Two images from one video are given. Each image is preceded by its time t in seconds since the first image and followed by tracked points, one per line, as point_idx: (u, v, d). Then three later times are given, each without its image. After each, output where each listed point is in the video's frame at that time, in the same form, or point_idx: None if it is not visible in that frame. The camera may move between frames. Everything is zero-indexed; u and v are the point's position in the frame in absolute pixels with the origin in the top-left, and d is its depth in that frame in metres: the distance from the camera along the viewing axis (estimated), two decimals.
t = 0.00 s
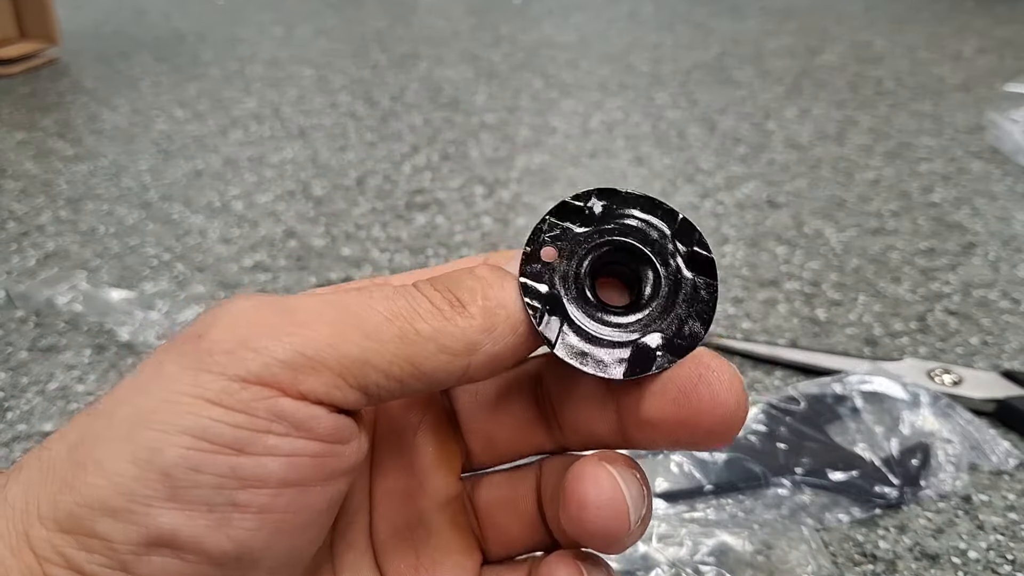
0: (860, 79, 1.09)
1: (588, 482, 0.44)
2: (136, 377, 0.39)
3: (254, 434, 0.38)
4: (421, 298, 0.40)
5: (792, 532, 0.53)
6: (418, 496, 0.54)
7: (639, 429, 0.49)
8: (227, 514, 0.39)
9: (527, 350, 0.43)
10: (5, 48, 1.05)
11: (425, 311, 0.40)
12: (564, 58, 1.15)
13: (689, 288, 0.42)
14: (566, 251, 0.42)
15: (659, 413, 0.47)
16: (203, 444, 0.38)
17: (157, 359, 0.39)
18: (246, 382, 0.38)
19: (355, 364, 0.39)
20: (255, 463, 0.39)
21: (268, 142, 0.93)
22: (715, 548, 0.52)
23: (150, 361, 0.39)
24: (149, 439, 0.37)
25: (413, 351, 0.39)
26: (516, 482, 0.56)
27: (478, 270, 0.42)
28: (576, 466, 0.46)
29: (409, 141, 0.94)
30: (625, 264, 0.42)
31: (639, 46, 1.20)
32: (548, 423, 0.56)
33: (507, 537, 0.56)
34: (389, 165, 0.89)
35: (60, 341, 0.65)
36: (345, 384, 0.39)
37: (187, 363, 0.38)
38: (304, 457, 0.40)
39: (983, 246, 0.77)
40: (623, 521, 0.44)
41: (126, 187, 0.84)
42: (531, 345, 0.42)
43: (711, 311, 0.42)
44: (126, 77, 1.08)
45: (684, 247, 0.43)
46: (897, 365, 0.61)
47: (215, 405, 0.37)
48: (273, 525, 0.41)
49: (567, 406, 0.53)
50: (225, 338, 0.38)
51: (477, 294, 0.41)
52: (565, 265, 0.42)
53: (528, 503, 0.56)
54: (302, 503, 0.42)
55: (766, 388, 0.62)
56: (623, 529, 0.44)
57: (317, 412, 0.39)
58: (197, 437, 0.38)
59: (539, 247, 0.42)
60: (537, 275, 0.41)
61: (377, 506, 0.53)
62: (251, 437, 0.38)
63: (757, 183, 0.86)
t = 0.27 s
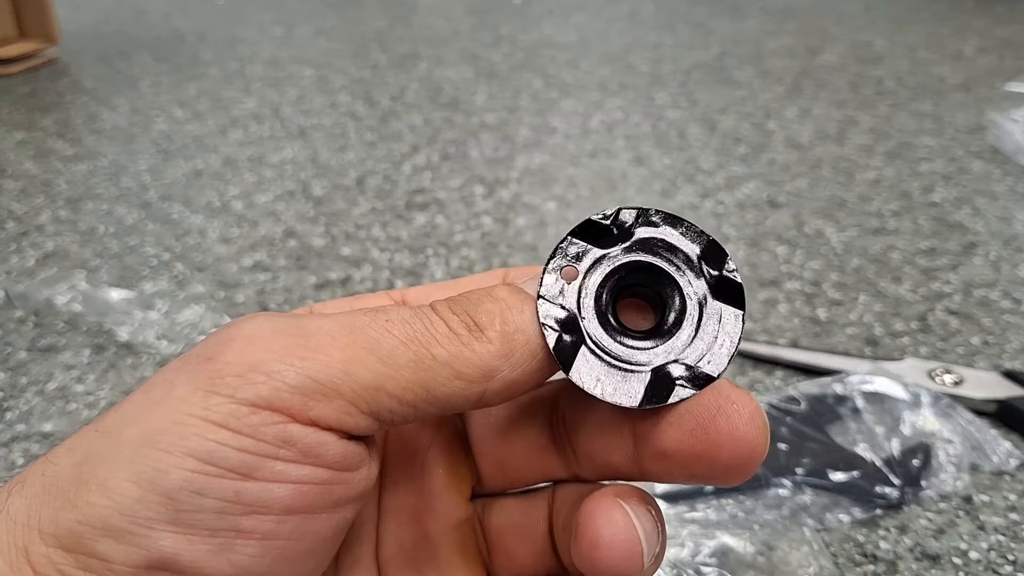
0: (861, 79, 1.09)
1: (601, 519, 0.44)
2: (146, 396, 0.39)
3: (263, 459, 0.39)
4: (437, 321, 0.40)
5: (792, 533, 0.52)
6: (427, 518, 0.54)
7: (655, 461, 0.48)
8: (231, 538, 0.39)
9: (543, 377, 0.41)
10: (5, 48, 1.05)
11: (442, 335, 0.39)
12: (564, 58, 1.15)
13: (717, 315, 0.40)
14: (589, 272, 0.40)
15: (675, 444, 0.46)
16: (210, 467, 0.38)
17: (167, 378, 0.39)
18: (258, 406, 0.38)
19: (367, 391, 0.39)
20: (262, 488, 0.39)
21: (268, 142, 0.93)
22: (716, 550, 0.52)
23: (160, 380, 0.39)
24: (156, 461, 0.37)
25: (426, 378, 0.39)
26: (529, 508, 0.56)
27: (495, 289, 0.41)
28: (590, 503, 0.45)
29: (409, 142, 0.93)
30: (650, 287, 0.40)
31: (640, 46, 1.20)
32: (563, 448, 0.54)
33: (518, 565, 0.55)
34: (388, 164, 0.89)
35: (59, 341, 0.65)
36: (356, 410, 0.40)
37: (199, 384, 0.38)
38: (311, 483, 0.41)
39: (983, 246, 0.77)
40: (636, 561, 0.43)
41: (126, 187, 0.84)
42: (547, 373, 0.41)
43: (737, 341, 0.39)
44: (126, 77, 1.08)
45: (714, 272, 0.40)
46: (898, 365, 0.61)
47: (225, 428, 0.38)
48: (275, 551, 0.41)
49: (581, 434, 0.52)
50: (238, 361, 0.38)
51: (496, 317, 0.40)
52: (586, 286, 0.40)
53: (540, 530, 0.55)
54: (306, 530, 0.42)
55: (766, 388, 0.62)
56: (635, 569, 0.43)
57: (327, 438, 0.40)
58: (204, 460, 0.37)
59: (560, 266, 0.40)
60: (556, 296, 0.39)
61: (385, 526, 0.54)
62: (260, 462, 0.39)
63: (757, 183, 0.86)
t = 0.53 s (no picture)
0: (861, 78, 1.09)
1: (602, 525, 0.44)
2: (146, 397, 0.39)
3: (264, 463, 0.39)
4: (439, 325, 0.40)
5: (791, 533, 0.52)
6: (427, 521, 0.54)
7: (658, 467, 0.49)
8: (231, 541, 0.40)
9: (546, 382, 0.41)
10: (5, 48, 1.05)
11: (444, 339, 0.39)
12: (564, 58, 1.15)
13: (721, 321, 0.39)
14: (592, 277, 0.40)
15: (677, 451, 0.47)
16: (210, 470, 0.38)
17: (167, 381, 0.39)
18: (259, 410, 0.38)
19: (368, 396, 0.39)
20: (262, 492, 0.39)
21: (267, 142, 0.93)
22: (716, 550, 0.52)
23: (161, 382, 0.39)
24: (157, 464, 0.37)
25: (427, 383, 0.39)
26: (530, 512, 0.56)
27: (498, 293, 0.41)
28: (592, 510, 0.45)
29: (409, 142, 0.93)
30: (653, 292, 0.40)
31: (640, 46, 1.20)
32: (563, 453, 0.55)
33: (518, 567, 0.56)
34: (388, 164, 0.89)
35: (59, 341, 0.65)
36: (356, 414, 0.40)
37: (200, 387, 0.38)
38: (311, 487, 0.41)
39: (983, 246, 0.77)
40: (638, 569, 0.43)
41: (126, 187, 0.84)
42: (549, 379, 0.41)
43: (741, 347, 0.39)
44: (126, 77, 1.08)
45: (718, 276, 0.40)
46: (898, 365, 0.61)
47: (226, 432, 0.38)
48: (275, 554, 0.42)
49: (584, 440, 0.52)
50: (239, 364, 0.38)
51: (498, 321, 0.40)
52: (589, 291, 0.39)
53: (541, 534, 0.55)
54: (306, 533, 0.42)
55: (767, 388, 0.62)
56: None
57: (328, 442, 0.40)
58: (205, 463, 0.38)
59: (562, 271, 0.40)
60: (559, 303, 0.39)
61: (386, 529, 0.54)
62: (261, 465, 0.39)
63: (758, 183, 0.86)
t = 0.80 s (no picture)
0: (861, 78, 1.09)
1: (607, 528, 0.43)
2: (147, 399, 0.39)
3: (264, 465, 0.39)
4: (442, 326, 0.40)
5: (791, 533, 0.52)
6: (431, 523, 0.54)
7: (663, 469, 0.49)
8: (231, 544, 0.40)
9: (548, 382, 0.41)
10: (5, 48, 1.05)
11: (446, 340, 0.39)
12: (564, 58, 1.15)
13: (726, 323, 0.40)
14: (598, 280, 0.40)
15: (683, 451, 0.47)
16: (211, 472, 0.38)
17: (168, 383, 0.39)
18: (259, 412, 0.38)
19: (369, 398, 0.39)
20: (263, 494, 0.39)
21: (267, 142, 0.93)
22: (717, 551, 0.52)
23: (162, 384, 0.39)
24: (157, 467, 0.37)
25: (430, 384, 0.39)
26: (533, 514, 0.55)
27: (500, 294, 0.41)
28: (596, 512, 0.45)
29: (409, 142, 0.93)
30: (659, 293, 0.40)
31: (640, 46, 1.20)
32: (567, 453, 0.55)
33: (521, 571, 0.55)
34: (388, 164, 0.89)
35: (59, 341, 0.65)
36: (358, 417, 0.39)
37: (200, 390, 0.38)
38: (311, 489, 0.41)
39: (983, 246, 0.77)
40: (642, 573, 0.43)
41: (126, 187, 0.84)
42: (553, 379, 0.41)
43: (747, 347, 0.39)
44: (126, 77, 1.08)
45: (721, 275, 0.40)
46: (898, 365, 0.61)
47: (226, 435, 0.37)
48: (275, 556, 0.41)
49: (589, 442, 0.53)
50: (240, 367, 0.38)
51: (501, 322, 0.40)
52: (594, 294, 0.39)
53: (544, 537, 0.55)
54: (307, 536, 0.42)
55: (766, 388, 0.62)
56: None
57: (328, 445, 0.40)
58: (205, 465, 0.37)
59: (566, 275, 0.40)
60: (564, 308, 0.39)
61: (389, 529, 0.53)
62: (262, 468, 0.39)
63: (758, 183, 0.86)
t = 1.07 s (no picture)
0: (861, 78, 1.09)
1: (597, 518, 0.44)
2: (129, 396, 0.39)
3: (243, 457, 0.39)
4: (422, 319, 0.40)
5: (790, 532, 0.52)
6: (423, 520, 0.54)
7: (652, 457, 0.48)
8: (210, 538, 0.40)
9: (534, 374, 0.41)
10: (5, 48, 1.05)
11: (425, 333, 0.39)
12: (564, 58, 1.15)
13: (709, 306, 0.39)
14: (577, 273, 0.39)
15: (671, 438, 0.46)
16: (189, 465, 0.38)
17: (149, 380, 0.39)
18: (238, 405, 0.38)
19: (348, 390, 0.39)
20: (242, 487, 0.39)
21: (267, 142, 0.93)
22: (715, 551, 0.52)
23: (143, 381, 0.40)
24: (136, 461, 0.37)
25: (409, 376, 0.39)
26: (526, 509, 0.56)
27: (483, 287, 0.41)
28: (586, 503, 0.45)
29: (409, 141, 0.93)
30: (642, 283, 0.40)
31: (640, 45, 1.20)
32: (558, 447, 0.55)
33: (515, 564, 0.56)
34: (388, 164, 0.89)
35: (59, 341, 0.65)
36: (337, 408, 0.40)
37: (180, 384, 0.38)
38: (290, 481, 0.41)
39: (983, 246, 0.76)
40: (634, 562, 0.43)
41: (126, 187, 0.84)
42: (536, 372, 0.41)
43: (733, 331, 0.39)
44: (126, 77, 1.08)
45: (701, 260, 0.40)
46: (898, 365, 0.61)
47: (205, 427, 0.38)
48: (255, 550, 0.42)
49: (580, 434, 0.52)
50: (219, 361, 0.38)
51: (481, 314, 0.40)
52: (576, 287, 0.39)
53: (538, 531, 0.56)
54: (287, 528, 0.43)
55: (767, 388, 0.62)
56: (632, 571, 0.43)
57: (307, 437, 0.40)
58: (183, 459, 0.38)
59: (547, 270, 0.39)
60: (547, 303, 0.39)
61: (381, 528, 0.54)
62: (240, 460, 0.39)
63: (758, 183, 0.86)
